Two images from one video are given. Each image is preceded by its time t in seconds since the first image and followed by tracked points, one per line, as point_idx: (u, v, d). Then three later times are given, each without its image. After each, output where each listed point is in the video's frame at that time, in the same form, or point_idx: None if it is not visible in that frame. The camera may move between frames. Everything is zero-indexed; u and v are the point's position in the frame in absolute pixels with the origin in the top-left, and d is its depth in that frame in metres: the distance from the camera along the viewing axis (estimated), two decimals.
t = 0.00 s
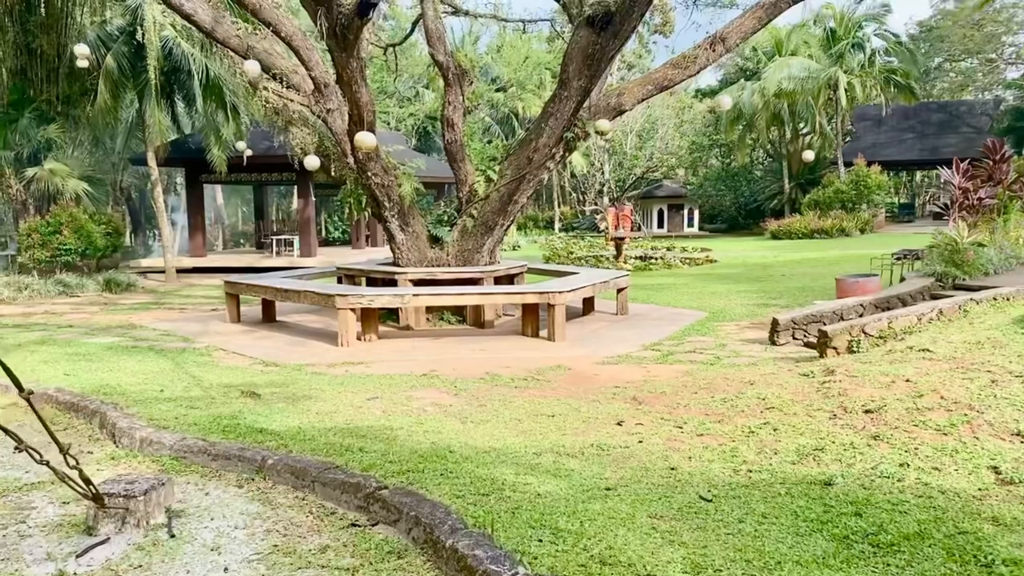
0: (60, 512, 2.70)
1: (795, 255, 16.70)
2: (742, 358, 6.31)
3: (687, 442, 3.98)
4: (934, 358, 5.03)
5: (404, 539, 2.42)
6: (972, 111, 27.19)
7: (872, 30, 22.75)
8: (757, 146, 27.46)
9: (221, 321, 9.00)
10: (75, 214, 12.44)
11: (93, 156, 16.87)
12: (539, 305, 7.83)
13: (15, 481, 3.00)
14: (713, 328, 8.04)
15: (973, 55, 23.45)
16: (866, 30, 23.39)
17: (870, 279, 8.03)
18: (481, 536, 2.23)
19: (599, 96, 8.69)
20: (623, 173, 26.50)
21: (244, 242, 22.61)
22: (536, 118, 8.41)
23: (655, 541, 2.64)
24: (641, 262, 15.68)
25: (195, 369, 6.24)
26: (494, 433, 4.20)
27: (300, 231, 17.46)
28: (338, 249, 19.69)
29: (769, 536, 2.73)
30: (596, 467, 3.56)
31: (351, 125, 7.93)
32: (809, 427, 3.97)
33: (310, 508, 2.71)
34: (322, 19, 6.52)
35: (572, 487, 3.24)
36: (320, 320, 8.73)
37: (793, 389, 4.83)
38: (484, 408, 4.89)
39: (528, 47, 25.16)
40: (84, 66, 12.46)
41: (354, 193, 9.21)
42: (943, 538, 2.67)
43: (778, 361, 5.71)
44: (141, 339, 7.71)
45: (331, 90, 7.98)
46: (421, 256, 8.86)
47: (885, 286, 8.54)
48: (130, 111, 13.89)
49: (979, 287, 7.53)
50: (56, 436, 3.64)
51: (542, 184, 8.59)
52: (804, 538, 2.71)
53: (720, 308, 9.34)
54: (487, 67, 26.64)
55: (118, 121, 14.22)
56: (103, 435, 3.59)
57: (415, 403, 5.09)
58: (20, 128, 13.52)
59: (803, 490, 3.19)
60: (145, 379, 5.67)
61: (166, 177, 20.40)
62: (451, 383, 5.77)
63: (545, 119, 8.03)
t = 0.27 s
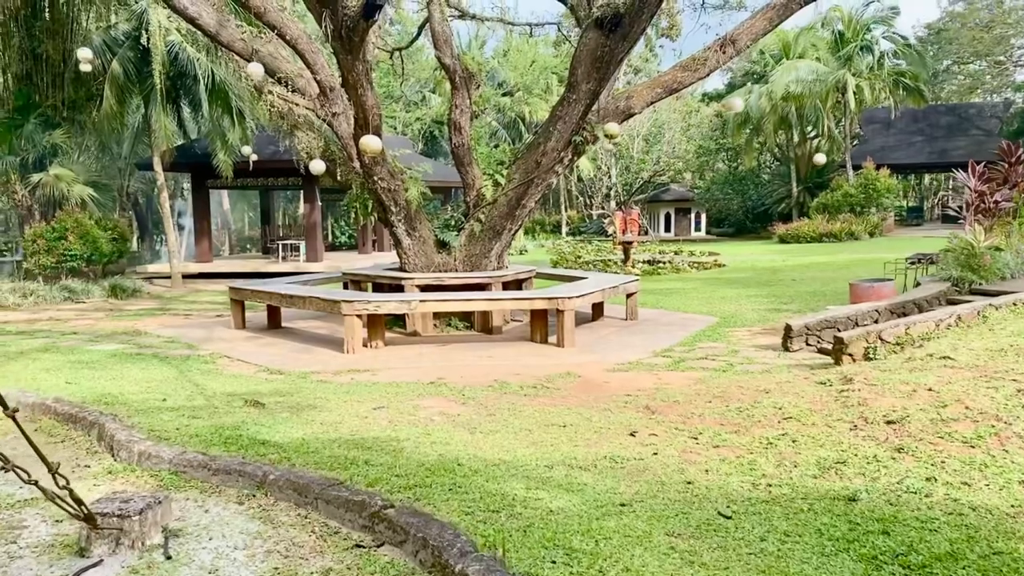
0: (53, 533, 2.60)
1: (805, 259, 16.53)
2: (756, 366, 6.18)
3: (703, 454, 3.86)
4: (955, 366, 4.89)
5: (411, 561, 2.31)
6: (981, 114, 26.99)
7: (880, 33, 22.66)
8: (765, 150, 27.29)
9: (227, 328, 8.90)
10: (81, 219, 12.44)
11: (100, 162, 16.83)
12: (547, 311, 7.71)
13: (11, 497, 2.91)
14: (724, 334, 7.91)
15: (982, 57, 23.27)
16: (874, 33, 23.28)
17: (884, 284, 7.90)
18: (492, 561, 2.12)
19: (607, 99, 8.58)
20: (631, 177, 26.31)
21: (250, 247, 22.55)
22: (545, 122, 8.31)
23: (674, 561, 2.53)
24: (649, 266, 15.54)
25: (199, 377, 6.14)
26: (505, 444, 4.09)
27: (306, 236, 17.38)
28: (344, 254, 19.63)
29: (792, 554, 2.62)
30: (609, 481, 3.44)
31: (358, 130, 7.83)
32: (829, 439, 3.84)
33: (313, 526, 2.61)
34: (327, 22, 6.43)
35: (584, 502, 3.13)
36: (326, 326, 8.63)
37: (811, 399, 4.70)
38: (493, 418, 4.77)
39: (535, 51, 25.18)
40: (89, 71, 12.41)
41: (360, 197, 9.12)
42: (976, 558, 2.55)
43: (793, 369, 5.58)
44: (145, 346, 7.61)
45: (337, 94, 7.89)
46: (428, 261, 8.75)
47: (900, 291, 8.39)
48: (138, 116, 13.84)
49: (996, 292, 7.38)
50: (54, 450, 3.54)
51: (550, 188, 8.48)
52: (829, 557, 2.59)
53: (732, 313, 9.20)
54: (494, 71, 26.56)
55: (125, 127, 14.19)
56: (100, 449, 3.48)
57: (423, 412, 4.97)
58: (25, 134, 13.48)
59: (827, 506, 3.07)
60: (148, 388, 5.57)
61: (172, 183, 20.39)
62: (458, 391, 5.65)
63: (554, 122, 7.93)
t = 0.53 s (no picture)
0: (43, 554, 2.51)
1: (816, 262, 16.33)
2: (770, 373, 6.04)
3: (719, 466, 3.73)
4: (979, 376, 4.74)
5: None
6: (992, 116, 26.73)
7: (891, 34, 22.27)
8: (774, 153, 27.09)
9: (232, 334, 8.81)
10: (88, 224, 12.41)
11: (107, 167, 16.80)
12: (556, 317, 7.59)
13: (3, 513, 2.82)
14: (737, 340, 7.76)
15: (993, 59, 23.03)
16: (885, 34, 22.92)
17: (901, 289, 7.74)
18: None
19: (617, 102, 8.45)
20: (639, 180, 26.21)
21: (257, 251, 22.50)
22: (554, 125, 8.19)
23: None
24: (659, 270, 15.39)
25: (203, 384, 6.04)
26: (514, 456, 3.97)
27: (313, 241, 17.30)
28: (352, 259, 19.56)
29: None
30: (623, 495, 3.31)
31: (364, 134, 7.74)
32: (850, 452, 3.70)
33: (315, 547, 2.51)
34: (332, 23, 6.34)
35: (597, 519, 3.01)
36: (332, 332, 8.53)
37: (830, 408, 4.56)
38: (502, 428, 4.65)
39: (541, 55, 25.06)
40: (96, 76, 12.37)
41: (366, 202, 9.02)
42: None
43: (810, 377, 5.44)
44: (149, 352, 7.52)
45: (343, 97, 7.79)
46: (435, 266, 8.64)
47: (916, 296, 8.23)
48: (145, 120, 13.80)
49: (1015, 298, 7.22)
50: (50, 463, 3.44)
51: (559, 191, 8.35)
52: None
53: (744, 318, 9.05)
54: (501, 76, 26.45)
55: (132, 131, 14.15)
56: (97, 462, 3.37)
57: (430, 422, 4.86)
58: (32, 139, 13.45)
59: (851, 523, 2.94)
60: (151, 396, 5.47)
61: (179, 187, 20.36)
62: (466, 399, 5.53)
63: (563, 125, 7.81)
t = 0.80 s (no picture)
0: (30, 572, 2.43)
1: (831, 267, 16.11)
2: (787, 381, 5.88)
3: (737, 479, 3.59)
4: (1006, 387, 4.58)
5: None
6: (1009, 119, 26.38)
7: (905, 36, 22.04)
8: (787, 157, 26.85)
9: (240, 339, 8.72)
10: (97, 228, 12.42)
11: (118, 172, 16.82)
12: (567, 323, 7.46)
13: None
14: (752, 346, 7.61)
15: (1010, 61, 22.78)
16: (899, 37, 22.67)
17: (920, 295, 7.56)
18: None
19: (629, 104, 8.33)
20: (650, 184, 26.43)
21: (268, 256, 22.49)
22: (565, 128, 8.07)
23: None
24: (671, 275, 15.23)
25: (208, 391, 5.95)
26: (524, 467, 3.84)
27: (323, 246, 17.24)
28: (362, 264, 19.51)
29: None
30: (636, 510, 3.17)
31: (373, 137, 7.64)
32: (874, 466, 3.55)
33: (314, 568, 2.40)
34: (339, 24, 6.26)
35: (609, 535, 2.88)
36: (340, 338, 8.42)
37: (851, 419, 4.40)
38: (512, 437, 4.53)
39: (552, 59, 25.11)
40: (107, 81, 12.37)
41: (375, 206, 8.93)
42: None
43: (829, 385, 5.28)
44: (156, 358, 7.44)
45: (352, 100, 7.70)
46: (445, 271, 8.53)
47: (936, 302, 8.05)
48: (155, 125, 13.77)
49: None
50: (46, 473, 3.36)
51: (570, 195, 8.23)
52: None
53: (759, 324, 8.89)
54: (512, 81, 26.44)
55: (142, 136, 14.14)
56: (92, 474, 3.31)
57: (438, 431, 4.74)
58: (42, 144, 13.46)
59: (878, 541, 2.80)
60: (155, 403, 5.39)
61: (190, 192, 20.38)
62: (475, 407, 5.41)
63: (574, 128, 7.69)
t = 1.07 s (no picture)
0: None
1: (852, 273, 15.86)
2: (809, 391, 5.72)
3: (760, 496, 3.45)
4: None
5: None
6: None
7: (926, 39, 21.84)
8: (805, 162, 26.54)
9: (254, 346, 8.67)
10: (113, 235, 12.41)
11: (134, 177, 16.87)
12: (583, 330, 7.32)
13: None
14: (772, 354, 7.44)
15: None
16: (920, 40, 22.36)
17: (947, 302, 7.35)
18: None
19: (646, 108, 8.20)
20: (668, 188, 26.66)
21: (285, 261, 22.52)
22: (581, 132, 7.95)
23: None
24: (689, 281, 15.05)
25: (218, 399, 5.89)
26: (539, 481, 3.73)
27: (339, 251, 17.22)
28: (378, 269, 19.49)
29: None
30: (656, 529, 3.04)
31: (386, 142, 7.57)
32: (903, 484, 3.40)
33: None
34: (352, 28, 6.19)
35: (627, 557, 2.75)
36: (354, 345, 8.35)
37: (877, 432, 4.24)
38: (526, 449, 4.41)
39: (569, 63, 25.07)
40: (123, 86, 12.40)
41: (389, 211, 8.85)
42: None
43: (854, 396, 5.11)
44: (169, 365, 7.40)
45: (366, 105, 7.63)
46: (459, 277, 8.44)
47: (962, 309, 7.83)
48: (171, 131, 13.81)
49: None
50: (50, 486, 3.36)
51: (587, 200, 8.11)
52: None
53: (779, 331, 8.71)
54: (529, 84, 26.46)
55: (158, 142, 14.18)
56: (96, 489, 3.24)
57: (450, 441, 4.63)
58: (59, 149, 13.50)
59: (912, 566, 2.65)
60: (165, 411, 5.32)
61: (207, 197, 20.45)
62: (489, 417, 5.30)
63: (590, 132, 7.57)
